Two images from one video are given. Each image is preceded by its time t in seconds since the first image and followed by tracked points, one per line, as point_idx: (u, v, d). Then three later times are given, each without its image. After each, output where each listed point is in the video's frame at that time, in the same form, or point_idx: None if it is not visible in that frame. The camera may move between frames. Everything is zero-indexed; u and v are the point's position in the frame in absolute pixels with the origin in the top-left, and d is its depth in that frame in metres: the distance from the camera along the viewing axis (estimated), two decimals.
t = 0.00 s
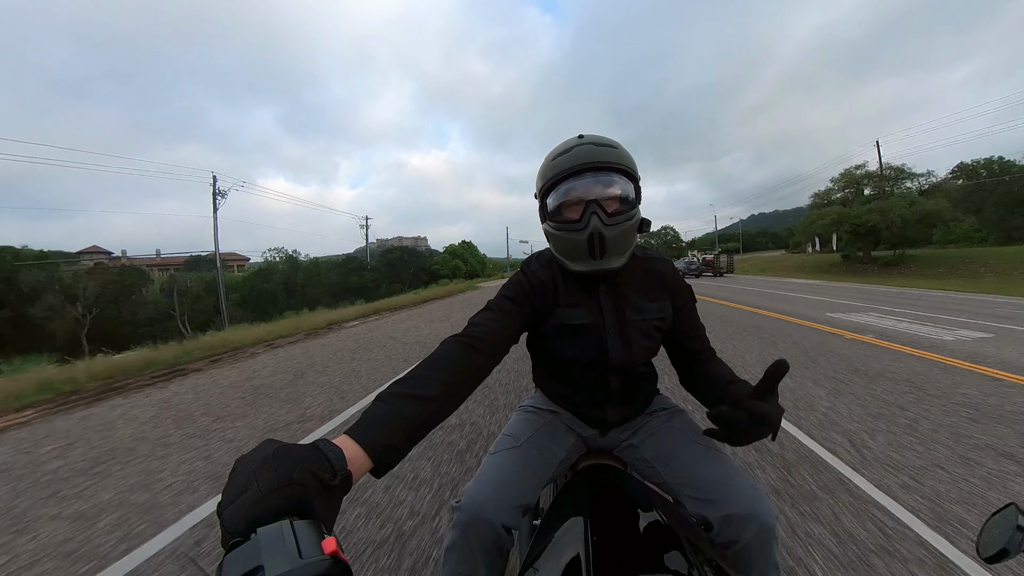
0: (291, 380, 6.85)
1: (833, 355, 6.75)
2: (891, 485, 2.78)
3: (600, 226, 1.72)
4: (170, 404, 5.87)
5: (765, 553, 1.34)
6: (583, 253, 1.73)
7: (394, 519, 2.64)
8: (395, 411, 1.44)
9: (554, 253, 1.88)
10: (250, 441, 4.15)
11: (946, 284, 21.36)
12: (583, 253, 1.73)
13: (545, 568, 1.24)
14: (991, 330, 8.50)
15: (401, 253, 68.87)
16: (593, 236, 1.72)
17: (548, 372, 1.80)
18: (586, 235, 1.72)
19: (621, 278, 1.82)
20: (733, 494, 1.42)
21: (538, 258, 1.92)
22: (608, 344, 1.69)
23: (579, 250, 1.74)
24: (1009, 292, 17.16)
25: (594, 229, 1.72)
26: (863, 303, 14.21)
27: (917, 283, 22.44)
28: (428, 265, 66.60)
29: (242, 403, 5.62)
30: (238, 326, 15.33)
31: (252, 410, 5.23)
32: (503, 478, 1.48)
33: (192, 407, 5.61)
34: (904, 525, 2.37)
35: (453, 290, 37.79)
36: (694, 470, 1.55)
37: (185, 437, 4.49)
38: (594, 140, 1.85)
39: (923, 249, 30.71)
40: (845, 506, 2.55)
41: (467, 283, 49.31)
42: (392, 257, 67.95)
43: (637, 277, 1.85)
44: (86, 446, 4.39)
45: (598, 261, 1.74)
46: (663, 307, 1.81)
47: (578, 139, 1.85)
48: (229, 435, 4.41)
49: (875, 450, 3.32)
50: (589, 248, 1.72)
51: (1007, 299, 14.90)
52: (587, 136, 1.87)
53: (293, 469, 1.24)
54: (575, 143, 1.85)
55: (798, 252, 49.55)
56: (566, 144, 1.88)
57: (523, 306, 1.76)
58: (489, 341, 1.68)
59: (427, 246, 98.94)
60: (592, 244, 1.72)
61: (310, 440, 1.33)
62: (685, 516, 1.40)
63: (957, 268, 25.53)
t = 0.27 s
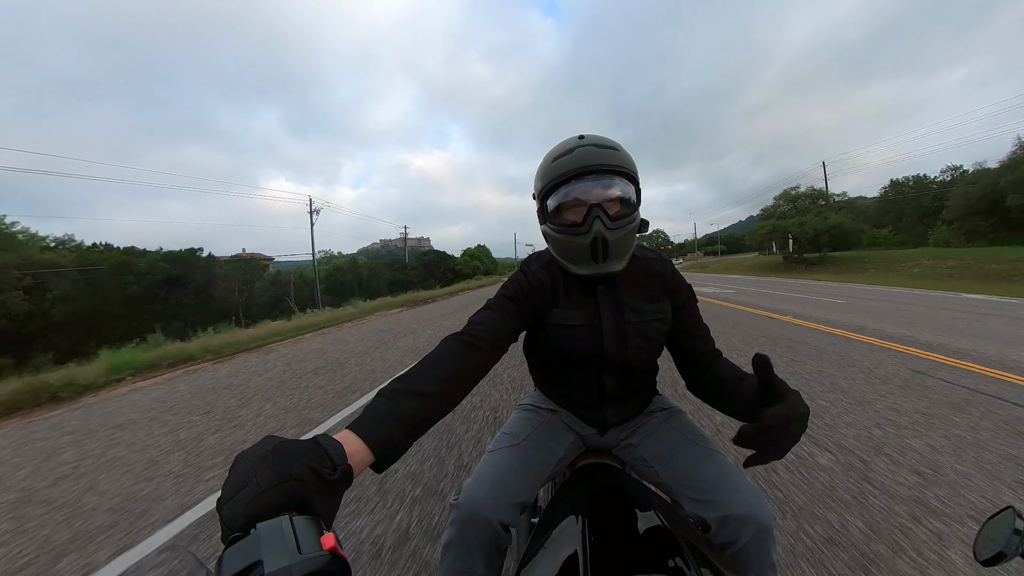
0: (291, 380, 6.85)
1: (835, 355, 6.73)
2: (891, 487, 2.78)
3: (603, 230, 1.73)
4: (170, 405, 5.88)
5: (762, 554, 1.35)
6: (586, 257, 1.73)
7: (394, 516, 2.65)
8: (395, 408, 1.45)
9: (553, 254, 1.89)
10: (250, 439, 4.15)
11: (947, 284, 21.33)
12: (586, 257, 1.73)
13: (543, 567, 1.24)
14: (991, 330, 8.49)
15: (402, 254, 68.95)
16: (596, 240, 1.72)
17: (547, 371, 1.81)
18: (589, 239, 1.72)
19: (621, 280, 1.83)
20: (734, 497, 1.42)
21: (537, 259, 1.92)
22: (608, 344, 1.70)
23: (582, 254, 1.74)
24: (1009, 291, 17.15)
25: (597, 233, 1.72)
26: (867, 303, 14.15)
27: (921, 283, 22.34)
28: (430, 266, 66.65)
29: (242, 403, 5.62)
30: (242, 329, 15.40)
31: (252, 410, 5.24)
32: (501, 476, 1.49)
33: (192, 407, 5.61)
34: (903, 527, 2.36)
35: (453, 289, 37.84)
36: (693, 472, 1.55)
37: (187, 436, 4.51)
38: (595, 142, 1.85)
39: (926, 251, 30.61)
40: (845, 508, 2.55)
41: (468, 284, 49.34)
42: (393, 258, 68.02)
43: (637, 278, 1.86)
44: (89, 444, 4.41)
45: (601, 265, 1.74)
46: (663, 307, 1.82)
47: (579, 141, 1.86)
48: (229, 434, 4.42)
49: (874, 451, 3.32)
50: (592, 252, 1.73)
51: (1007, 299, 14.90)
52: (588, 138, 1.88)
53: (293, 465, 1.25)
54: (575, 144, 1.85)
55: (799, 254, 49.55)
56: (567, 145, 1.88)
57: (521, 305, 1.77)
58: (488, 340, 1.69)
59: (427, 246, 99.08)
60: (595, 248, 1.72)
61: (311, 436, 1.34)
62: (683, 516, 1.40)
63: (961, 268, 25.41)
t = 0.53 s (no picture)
0: (289, 375, 6.85)
1: (833, 356, 6.73)
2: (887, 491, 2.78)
3: (614, 227, 1.73)
4: (168, 396, 5.87)
5: (757, 559, 1.35)
6: (595, 253, 1.73)
7: (389, 513, 2.65)
8: (393, 405, 1.45)
9: (557, 252, 1.88)
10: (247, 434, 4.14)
11: (946, 282, 21.34)
12: (595, 253, 1.73)
13: (537, 567, 1.24)
14: (990, 330, 8.48)
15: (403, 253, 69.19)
16: (606, 237, 1.72)
17: (545, 371, 1.81)
18: (600, 235, 1.72)
19: (622, 281, 1.83)
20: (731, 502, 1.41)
21: (541, 256, 1.91)
22: (609, 344, 1.70)
23: (590, 251, 1.74)
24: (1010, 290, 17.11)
25: (608, 230, 1.72)
26: (864, 303, 14.14)
27: (918, 282, 22.34)
28: (429, 264, 66.71)
29: (240, 396, 5.62)
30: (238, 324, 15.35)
31: (250, 403, 5.23)
32: (497, 475, 1.48)
33: (191, 399, 5.61)
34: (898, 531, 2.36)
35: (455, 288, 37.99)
36: (688, 476, 1.55)
37: (183, 431, 4.50)
38: (606, 141, 1.85)
39: (925, 252, 30.59)
40: (841, 512, 2.55)
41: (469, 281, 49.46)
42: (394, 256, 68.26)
43: (640, 279, 1.86)
44: (84, 437, 4.40)
45: (609, 262, 1.75)
46: (662, 310, 1.82)
47: (590, 139, 1.85)
48: (227, 426, 4.41)
49: (871, 455, 3.31)
50: (601, 248, 1.73)
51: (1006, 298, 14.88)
52: (601, 138, 1.88)
53: (290, 461, 1.25)
54: (589, 141, 1.84)
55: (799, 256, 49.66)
56: (579, 143, 1.88)
57: (520, 303, 1.78)
58: (487, 337, 1.69)
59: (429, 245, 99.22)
60: (605, 244, 1.72)
61: (308, 432, 1.34)
62: (678, 518, 1.41)
63: (960, 269, 25.40)
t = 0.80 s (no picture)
0: (293, 379, 6.88)
1: (835, 357, 6.70)
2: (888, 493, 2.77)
3: (618, 222, 1.73)
4: (173, 403, 5.91)
5: (753, 559, 1.35)
6: (598, 247, 1.74)
7: (389, 509, 2.66)
8: (394, 401, 1.46)
9: (560, 248, 1.89)
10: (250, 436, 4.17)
11: (952, 281, 21.15)
12: (598, 247, 1.74)
13: (534, 564, 1.25)
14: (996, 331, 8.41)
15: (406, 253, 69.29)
16: (610, 231, 1.73)
17: (546, 370, 1.82)
18: (604, 229, 1.73)
19: (625, 279, 1.83)
20: (731, 503, 1.41)
21: (543, 254, 1.92)
22: (610, 343, 1.70)
23: (593, 244, 1.74)
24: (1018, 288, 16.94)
25: (612, 224, 1.73)
26: (867, 302, 14.06)
27: (922, 282, 22.20)
28: (433, 264, 66.88)
29: (243, 401, 5.65)
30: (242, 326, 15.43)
31: (254, 409, 5.26)
32: (496, 474, 1.49)
33: (195, 406, 5.65)
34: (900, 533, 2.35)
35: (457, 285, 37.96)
36: (688, 475, 1.55)
37: (187, 434, 4.53)
38: (614, 140, 1.85)
39: (929, 254, 30.41)
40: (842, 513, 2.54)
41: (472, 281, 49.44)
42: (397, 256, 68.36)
43: (642, 279, 1.87)
44: (90, 445, 4.44)
45: (612, 257, 1.75)
46: (664, 310, 1.82)
47: (599, 137, 1.86)
48: (230, 432, 4.44)
49: (874, 457, 3.29)
50: (604, 243, 1.73)
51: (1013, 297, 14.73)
52: (612, 136, 1.88)
53: (289, 456, 1.25)
54: (597, 139, 1.85)
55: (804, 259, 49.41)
56: (588, 141, 1.88)
57: (522, 301, 1.78)
58: (488, 335, 1.70)
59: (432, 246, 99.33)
60: (608, 239, 1.73)
61: (308, 427, 1.35)
62: (676, 518, 1.41)
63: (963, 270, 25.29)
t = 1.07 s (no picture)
0: (293, 379, 6.88)
1: (837, 363, 6.67)
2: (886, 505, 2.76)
3: (619, 219, 1.74)
4: (173, 403, 5.93)
5: (747, 562, 1.35)
6: (598, 244, 1.75)
7: (384, 505, 2.67)
8: (391, 395, 1.47)
9: (561, 246, 1.90)
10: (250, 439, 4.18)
11: (955, 288, 21.11)
12: (598, 244, 1.75)
13: (528, 561, 1.25)
14: (998, 339, 8.39)
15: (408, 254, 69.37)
16: (610, 228, 1.74)
17: (545, 368, 1.82)
18: (604, 226, 1.74)
19: (625, 277, 1.84)
20: (727, 504, 1.41)
21: (544, 252, 1.93)
22: (608, 342, 1.71)
23: (593, 241, 1.75)
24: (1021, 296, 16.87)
25: (612, 221, 1.74)
26: (870, 307, 14.01)
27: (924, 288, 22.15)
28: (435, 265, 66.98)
29: (244, 404, 5.66)
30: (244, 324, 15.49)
31: (254, 414, 5.27)
32: (493, 471, 1.49)
33: (195, 407, 5.66)
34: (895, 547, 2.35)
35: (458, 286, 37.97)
36: (684, 475, 1.55)
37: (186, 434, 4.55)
38: (617, 139, 1.87)
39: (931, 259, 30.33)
40: (839, 526, 2.54)
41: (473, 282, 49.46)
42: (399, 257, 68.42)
43: (642, 279, 1.87)
44: (90, 448, 4.45)
45: (612, 254, 1.76)
46: (664, 310, 1.82)
47: (602, 136, 1.87)
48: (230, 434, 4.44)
49: (873, 467, 3.28)
50: (604, 240, 1.74)
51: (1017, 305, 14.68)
52: (615, 135, 1.89)
53: (286, 449, 1.26)
54: (600, 138, 1.87)
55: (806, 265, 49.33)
56: (591, 139, 1.90)
57: (522, 298, 1.79)
58: (487, 330, 1.71)
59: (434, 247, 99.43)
60: (608, 236, 1.74)
61: (305, 421, 1.35)
62: (670, 519, 1.41)
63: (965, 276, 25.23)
